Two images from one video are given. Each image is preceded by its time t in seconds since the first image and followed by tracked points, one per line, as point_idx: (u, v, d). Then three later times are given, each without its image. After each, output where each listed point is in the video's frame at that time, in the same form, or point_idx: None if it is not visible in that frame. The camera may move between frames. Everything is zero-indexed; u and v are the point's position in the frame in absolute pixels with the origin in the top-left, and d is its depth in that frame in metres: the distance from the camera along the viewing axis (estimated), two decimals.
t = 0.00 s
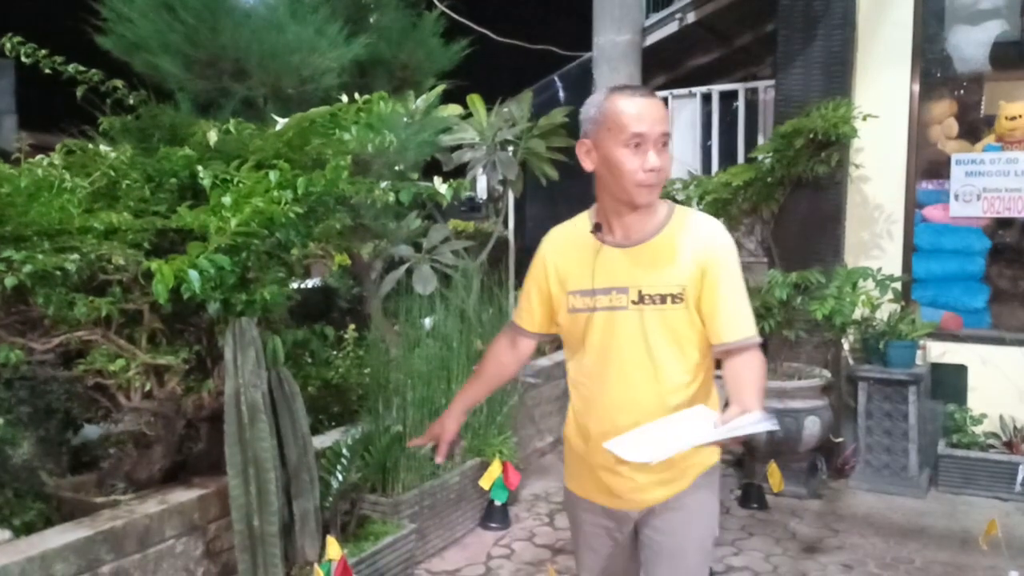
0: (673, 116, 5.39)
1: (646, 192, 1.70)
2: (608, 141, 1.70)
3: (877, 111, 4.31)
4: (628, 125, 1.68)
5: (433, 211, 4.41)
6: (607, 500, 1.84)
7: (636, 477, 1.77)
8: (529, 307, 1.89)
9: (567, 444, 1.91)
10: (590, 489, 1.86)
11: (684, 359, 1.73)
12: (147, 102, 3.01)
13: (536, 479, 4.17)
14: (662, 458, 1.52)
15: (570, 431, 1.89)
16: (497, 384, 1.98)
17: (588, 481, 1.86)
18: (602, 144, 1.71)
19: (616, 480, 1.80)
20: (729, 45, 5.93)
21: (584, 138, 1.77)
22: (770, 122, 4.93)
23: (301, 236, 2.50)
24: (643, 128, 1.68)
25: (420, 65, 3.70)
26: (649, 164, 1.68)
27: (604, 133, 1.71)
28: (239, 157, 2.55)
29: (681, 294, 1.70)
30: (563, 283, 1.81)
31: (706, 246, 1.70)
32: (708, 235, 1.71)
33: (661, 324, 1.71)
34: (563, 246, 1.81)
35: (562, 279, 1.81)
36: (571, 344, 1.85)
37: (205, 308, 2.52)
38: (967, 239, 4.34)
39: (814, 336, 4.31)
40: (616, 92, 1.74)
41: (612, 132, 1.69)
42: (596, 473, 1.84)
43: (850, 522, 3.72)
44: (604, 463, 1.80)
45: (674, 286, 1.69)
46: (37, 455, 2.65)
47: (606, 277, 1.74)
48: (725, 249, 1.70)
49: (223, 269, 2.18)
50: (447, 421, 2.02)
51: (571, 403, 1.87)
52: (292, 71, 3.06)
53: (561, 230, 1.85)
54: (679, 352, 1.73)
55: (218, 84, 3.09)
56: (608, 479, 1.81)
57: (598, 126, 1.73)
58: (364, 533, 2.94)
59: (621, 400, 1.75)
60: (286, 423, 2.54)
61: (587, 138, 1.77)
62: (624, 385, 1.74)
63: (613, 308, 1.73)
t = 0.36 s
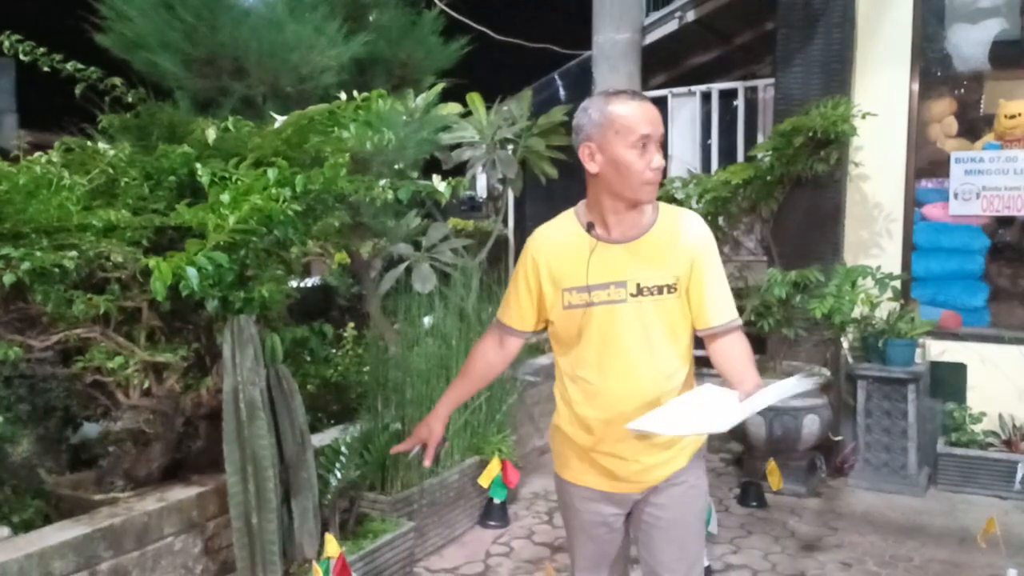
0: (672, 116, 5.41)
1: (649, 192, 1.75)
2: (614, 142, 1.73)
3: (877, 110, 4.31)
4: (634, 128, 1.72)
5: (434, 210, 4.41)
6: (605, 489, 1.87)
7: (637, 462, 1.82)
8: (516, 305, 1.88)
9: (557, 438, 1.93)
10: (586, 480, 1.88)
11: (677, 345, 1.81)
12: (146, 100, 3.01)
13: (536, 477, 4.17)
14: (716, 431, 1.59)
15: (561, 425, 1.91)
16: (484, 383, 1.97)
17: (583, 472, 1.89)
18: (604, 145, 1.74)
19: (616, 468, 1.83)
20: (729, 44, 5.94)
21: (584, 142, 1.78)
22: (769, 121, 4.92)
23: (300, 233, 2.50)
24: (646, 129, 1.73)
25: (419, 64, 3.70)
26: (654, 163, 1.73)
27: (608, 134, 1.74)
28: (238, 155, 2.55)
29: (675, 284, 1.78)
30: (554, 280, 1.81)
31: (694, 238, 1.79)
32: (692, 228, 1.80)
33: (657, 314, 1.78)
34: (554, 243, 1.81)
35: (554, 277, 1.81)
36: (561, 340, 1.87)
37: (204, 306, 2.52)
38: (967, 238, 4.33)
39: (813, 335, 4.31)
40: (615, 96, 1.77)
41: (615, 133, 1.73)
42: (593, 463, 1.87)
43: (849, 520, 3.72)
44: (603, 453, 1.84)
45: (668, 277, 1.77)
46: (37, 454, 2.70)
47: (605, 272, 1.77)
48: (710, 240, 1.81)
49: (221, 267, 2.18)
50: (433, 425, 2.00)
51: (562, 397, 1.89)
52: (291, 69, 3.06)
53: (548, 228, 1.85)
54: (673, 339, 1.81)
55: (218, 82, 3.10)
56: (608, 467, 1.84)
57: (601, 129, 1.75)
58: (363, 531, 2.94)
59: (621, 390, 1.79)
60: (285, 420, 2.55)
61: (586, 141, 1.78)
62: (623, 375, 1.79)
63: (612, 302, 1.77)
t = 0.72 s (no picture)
0: (670, 116, 5.40)
1: (634, 195, 1.75)
2: (599, 146, 1.73)
3: (874, 110, 4.32)
4: (618, 134, 1.71)
5: (429, 210, 4.34)
6: (597, 480, 1.87)
7: (629, 453, 1.82)
8: (509, 300, 1.89)
9: (550, 430, 1.93)
10: (579, 472, 1.89)
11: (668, 337, 1.81)
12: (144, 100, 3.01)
13: (534, 477, 4.18)
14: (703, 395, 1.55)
15: (553, 417, 1.91)
16: (477, 378, 1.97)
17: (577, 464, 1.89)
18: (591, 146, 1.75)
19: (608, 459, 1.83)
20: (728, 44, 5.96)
21: (573, 143, 1.79)
22: (768, 122, 4.89)
23: (298, 233, 2.51)
24: (633, 134, 1.72)
25: (418, 64, 3.70)
26: (638, 167, 1.72)
27: (593, 137, 1.74)
28: (236, 155, 2.56)
29: (666, 278, 1.79)
30: (548, 273, 1.82)
31: (685, 236, 1.81)
32: (681, 224, 1.82)
33: (648, 307, 1.78)
34: (549, 238, 1.83)
35: (548, 270, 1.82)
36: (553, 333, 1.87)
37: (202, 306, 2.52)
38: (964, 238, 4.33)
39: (812, 335, 4.25)
40: (605, 98, 1.76)
41: (600, 136, 1.73)
42: (585, 455, 1.87)
43: (846, 520, 3.73)
44: (595, 445, 1.84)
45: (659, 270, 1.78)
46: (35, 453, 2.70)
47: (597, 265, 1.78)
48: (700, 237, 1.83)
49: (218, 266, 2.18)
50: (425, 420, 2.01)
51: (553, 390, 1.90)
52: (289, 69, 3.06)
53: (542, 224, 1.86)
54: (665, 331, 1.81)
55: (216, 82, 3.10)
56: (600, 459, 1.84)
57: (587, 131, 1.75)
58: (361, 531, 2.94)
59: (611, 382, 1.79)
60: (283, 421, 2.55)
61: (576, 143, 1.79)
62: (614, 367, 1.79)
63: (604, 294, 1.77)
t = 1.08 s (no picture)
0: (670, 117, 5.42)
1: (612, 209, 1.75)
2: (577, 160, 1.73)
3: (872, 112, 4.33)
4: (593, 152, 1.69)
5: (429, 211, 4.36)
6: (590, 480, 1.88)
7: (619, 455, 1.82)
8: (513, 298, 1.94)
9: (547, 429, 1.95)
10: (573, 472, 1.90)
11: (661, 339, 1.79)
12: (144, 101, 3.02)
13: (533, 478, 4.19)
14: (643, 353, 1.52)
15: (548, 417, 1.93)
16: (481, 377, 1.99)
17: (571, 463, 1.90)
18: (573, 157, 1.75)
19: (599, 460, 1.84)
20: (727, 45, 5.97)
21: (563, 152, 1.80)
22: (767, 124, 4.87)
23: (298, 234, 2.52)
24: (608, 156, 1.68)
25: (417, 65, 3.71)
26: (613, 184, 1.70)
27: (573, 151, 1.73)
28: (236, 156, 2.56)
29: (659, 280, 1.77)
30: (546, 271, 1.86)
31: (680, 240, 1.79)
32: (679, 228, 1.80)
33: (639, 308, 1.77)
34: (548, 238, 1.86)
35: (546, 269, 1.86)
36: (550, 332, 1.89)
37: (202, 306, 2.53)
38: (962, 239, 4.34)
39: (810, 335, 4.31)
40: (591, 109, 1.72)
41: (578, 152, 1.72)
42: (578, 455, 1.88)
43: (845, 521, 3.74)
44: (587, 445, 1.85)
45: (652, 272, 1.77)
46: (35, 453, 2.70)
47: (589, 265, 1.80)
48: (697, 243, 1.80)
49: (218, 266, 2.19)
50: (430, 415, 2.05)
51: (549, 389, 1.91)
52: (289, 70, 3.07)
53: (545, 225, 1.90)
54: (658, 332, 1.78)
55: (216, 83, 3.11)
56: (592, 459, 1.85)
57: (570, 144, 1.75)
58: (361, 531, 2.94)
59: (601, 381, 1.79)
60: (283, 423, 2.56)
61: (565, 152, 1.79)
62: (603, 367, 1.79)
63: (596, 293, 1.79)
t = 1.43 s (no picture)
0: (669, 117, 5.42)
1: (614, 212, 1.76)
2: (580, 163, 1.75)
3: (872, 112, 4.34)
4: (593, 156, 1.70)
5: (429, 211, 4.37)
6: (581, 483, 1.88)
7: (609, 458, 1.82)
8: (527, 298, 1.98)
9: (544, 431, 1.97)
10: (565, 474, 1.91)
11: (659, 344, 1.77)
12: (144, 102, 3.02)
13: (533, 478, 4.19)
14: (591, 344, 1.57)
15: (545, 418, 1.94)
16: (493, 377, 2.01)
17: (564, 465, 1.91)
18: (577, 160, 1.76)
19: (590, 462, 1.85)
20: (727, 45, 5.97)
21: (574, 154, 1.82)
22: (766, 124, 4.88)
23: (297, 236, 2.52)
24: (607, 159, 1.69)
25: (417, 66, 3.71)
26: (613, 188, 1.71)
27: (577, 154, 1.75)
28: (235, 157, 2.56)
29: (660, 286, 1.76)
30: (555, 271, 1.88)
31: (686, 247, 1.77)
32: (687, 235, 1.78)
33: (640, 311, 1.76)
34: (560, 240, 1.89)
35: (556, 270, 1.88)
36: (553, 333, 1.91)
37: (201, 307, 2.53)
38: (961, 239, 4.35)
39: (809, 336, 4.32)
40: (596, 113, 1.73)
41: (581, 155, 1.74)
42: (571, 457, 1.89)
43: (844, 521, 3.74)
44: (579, 447, 1.86)
45: (653, 277, 1.76)
46: (34, 454, 2.70)
47: (594, 267, 1.81)
48: (705, 251, 1.77)
49: (218, 268, 2.19)
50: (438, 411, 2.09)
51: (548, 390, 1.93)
52: (288, 71, 3.07)
53: (560, 228, 1.92)
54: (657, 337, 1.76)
55: (215, 84, 3.11)
56: (583, 461, 1.86)
57: (575, 147, 1.77)
58: (360, 532, 2.94)
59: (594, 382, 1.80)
60: (282, 425, 2.56)
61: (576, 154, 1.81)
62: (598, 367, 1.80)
63: (598, 294, 1.79)
